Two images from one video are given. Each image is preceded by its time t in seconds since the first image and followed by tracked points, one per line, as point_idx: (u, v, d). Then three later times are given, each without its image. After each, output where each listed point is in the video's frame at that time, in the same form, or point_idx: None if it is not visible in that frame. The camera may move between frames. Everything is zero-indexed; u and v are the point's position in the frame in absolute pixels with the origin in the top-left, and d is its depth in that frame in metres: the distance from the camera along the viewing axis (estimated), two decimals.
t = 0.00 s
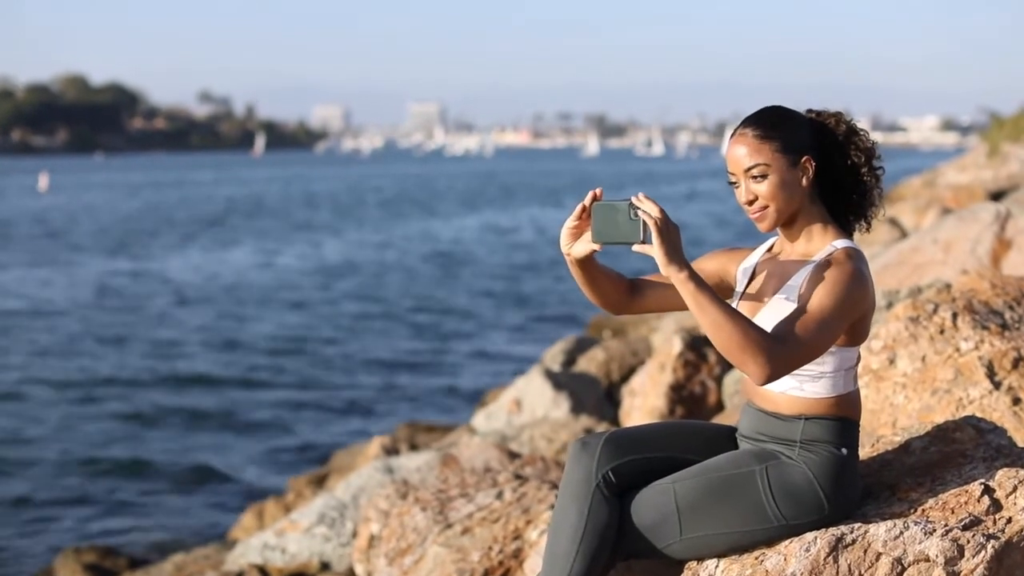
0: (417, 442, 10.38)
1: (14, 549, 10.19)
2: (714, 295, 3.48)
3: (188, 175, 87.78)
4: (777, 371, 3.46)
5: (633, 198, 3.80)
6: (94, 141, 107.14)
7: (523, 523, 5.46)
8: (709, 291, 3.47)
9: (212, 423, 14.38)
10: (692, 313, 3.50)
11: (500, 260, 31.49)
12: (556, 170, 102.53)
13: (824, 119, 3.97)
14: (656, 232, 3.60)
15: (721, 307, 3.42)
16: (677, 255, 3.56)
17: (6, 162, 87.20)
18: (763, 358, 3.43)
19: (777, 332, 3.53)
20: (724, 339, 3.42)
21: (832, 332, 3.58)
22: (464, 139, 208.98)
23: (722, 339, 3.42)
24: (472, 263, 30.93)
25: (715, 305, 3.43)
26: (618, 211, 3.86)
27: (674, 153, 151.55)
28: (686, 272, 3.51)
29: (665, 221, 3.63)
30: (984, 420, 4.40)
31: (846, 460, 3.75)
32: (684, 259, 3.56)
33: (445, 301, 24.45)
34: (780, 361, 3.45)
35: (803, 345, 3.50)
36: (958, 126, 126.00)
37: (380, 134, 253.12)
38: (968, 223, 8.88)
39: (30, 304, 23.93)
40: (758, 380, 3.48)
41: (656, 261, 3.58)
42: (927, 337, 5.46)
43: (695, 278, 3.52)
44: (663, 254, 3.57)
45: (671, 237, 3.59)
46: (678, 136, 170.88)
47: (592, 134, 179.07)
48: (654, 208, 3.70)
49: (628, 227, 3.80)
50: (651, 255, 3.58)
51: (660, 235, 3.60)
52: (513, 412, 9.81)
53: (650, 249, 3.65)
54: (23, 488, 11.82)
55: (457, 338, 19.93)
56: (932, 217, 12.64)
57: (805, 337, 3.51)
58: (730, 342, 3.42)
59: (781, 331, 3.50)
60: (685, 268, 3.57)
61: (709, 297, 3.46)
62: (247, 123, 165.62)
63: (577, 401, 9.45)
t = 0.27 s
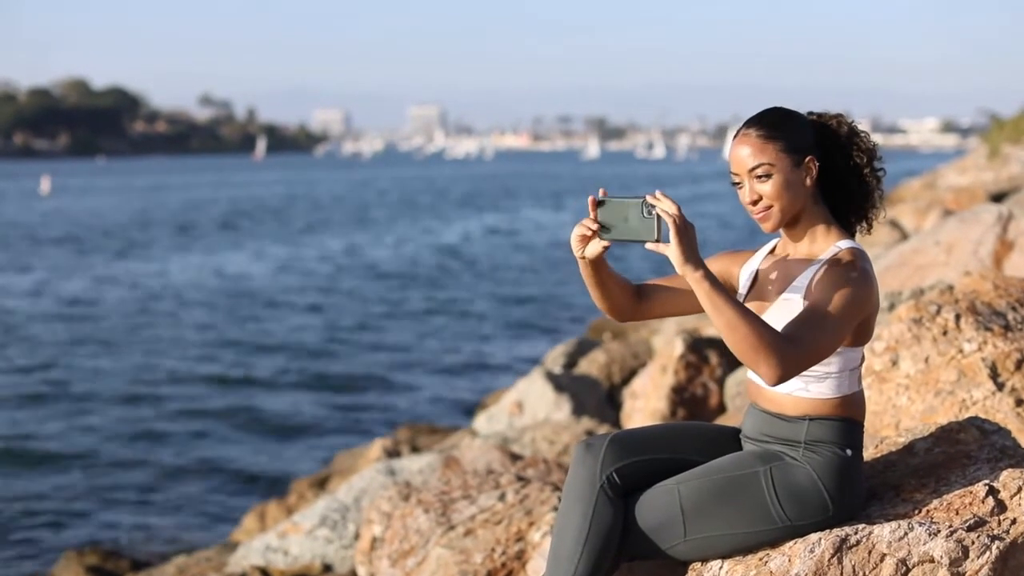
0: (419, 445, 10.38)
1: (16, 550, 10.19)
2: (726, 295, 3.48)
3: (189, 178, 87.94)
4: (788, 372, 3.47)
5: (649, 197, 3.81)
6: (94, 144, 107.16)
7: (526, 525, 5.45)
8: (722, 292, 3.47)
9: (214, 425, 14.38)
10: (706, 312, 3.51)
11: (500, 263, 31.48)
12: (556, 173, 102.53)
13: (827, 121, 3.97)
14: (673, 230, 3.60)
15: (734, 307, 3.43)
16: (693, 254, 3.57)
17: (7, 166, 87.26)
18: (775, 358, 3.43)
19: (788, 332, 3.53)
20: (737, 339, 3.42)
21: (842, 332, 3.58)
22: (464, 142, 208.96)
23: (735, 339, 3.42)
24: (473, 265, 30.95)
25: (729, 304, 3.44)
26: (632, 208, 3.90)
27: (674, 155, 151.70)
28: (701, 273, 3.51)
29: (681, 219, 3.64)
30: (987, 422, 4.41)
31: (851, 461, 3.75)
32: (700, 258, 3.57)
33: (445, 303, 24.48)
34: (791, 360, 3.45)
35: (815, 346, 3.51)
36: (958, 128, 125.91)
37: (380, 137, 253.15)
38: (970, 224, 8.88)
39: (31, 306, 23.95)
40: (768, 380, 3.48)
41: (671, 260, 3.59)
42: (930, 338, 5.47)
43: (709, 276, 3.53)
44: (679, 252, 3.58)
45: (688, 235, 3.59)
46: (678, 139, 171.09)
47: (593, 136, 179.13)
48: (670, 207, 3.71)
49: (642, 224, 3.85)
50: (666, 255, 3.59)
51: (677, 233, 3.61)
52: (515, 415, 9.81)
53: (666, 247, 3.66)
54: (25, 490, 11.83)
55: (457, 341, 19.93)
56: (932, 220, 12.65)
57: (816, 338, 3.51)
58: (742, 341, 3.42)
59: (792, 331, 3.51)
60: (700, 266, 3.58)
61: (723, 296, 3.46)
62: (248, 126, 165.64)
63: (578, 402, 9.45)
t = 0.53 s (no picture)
0: (420, 444, 10.37)
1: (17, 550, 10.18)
2: (735, 293, 3.48)
3: (190, 178, 88.03)
4: (795, 369, 3.47)
5: (659, 194, 3.82)
6: (96, 144, 107.16)
7: (529, 523, 5.43)
8: (730, 289, 3.47)
9: (215, 425, 14.37)
10: (715, 309, 3.51)
11: (501, 263, 31.48)
12: (557, 173, 102.52)
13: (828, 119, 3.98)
14: (684, 227, 3.60)
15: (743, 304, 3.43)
16: (703, 251, 3.57)
17: (8, 166, 87.27)
18: (783, 355, 3.42)
19: (795, 327, 3.53)
20: (745, 337, 3.42)
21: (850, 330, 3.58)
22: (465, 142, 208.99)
23: (743, 336, 3.42)
24: (474, 265, 30.96)
25: (737, 301, 3.44)
26: (639, 203, 3.92)
27: (674, 155, 151.62)
28: (711, 272, 3.52)
29: (691, 216, 3.64)
30: (992, 420, 4.41)
31: (855, 458, 3.74)
32: (710, 255, 3.58)
33: (446, 303, 24.48)
34: (799, 357, 3.44)
35: (823, 342, 3.50)
36: (959, 128, 125.91)
37: (381, 137, 253.21)
38: (973, 224, 8.87)
39: (32, 306, 23.95)
40: (776, 378, 3.47)
41: (683, 256, 3.59)
42: (933, 337, 5.47)
43: (719, 274, 3.53)
44: (690, 248, 3.58)
45: (699, 232, 3.59)
46: (679, 138, 171.14)
47: (593, 136, 179.18)
48: (681, 203, 3.72)
49: (651, 219, 3.88)
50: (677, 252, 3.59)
51: (688, 231, 3.61)
52: (516, 414, 9.81)
53: (675, 241, 3.67)
54: (26, 489, 11.81)
55: (459, 340, 19.93)
56: (933, 219, 12.65)
57: (824, 336, 3.51)
58: (751, 338, 3.42)
59: (798, 327, 3.50)
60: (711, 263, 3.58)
61: (731, 294, 3.46)
62: (248, 126, 165.66)
63: (580, 401, 9.44)
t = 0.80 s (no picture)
0: (420, 440, 10.36)
1: (17, 546, 10.18)
2: (737, 290, 3.48)
3: (189, 174, 88.01)
4: (797, 366, 3.46)
5: (661, 191, 3.82)
6: (96, 140, 107.02)
7: (530, 520, 5.43)
8: (733, 286, 3.47)
9: (215, 421, 14.37)
10: (717, 306, 3.51)
11: (501, 259, 31.45)
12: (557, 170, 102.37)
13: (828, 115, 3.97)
14: (687, 223, 3.60)
15: (745, 301, 3.43)
16: (706, 248, 3.57)
17: (7, 162, 87.13)
18: (784, 353, 3.42)
19: (797, 324, 3.53)
20: (747, 333, 3.42)
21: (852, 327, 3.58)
22: (465, 138, 208.89)
23: (745, 333, 3.42)
24: (474, 262, 30.94)
25: (739, 299, 3.45)
26: (641, 199, 3.93)
27: (675, 152, 151.55)
28: (713, 269, 3.52)
29: (693, 213, 3.64)
30: (994, 417, 4.41)
31: (856, 454, 3.74)
32: (712, 252, 3.58)
33: (446, 299, 24.47)
34: (800, 353, 3.44)
35: (824, 339, 3.50)
36: (959, 126, 125.82)
37: (381, 134, 253.03)
38: (974, 221, 8.87)
39: (31, 302, 23.92)
40: (778, 375, 3.47)
41: (685, 254, 3.59)
42: (935, 333, 5.46)
43: (721, 271, 3.53)
44: (693, 246, 3.59)
45: (701, 229, 3.59)
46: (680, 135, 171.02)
47: (593, 133, 179.01)
48: (683, 200, 3.72)
49: (653, 216, 3.88)
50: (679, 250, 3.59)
51: (691, 227, 3.61)
52: (517, 410, 9.81)
53: (677, 238, 3.67)
54: (27, 485, 11.81)
55: (460, 337, 19.93)
56: (934, 216, 12.64)
57: (825, 334, 3.51)
58: (752, 336, 3.42)
59: (799, 324, 3.49)
60: (713, 260, 3.58)
61: (733, 291, 3.46)
62: (248, 122, 165.47)
63: (580, 398, 9.44)
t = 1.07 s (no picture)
0: (421, 435, 10.35)
1: (17, 540, 10.18)
2: (738, 284, 3.49)
3: (190, 168, 87.98)
4: (798, 360, 3.46)
5: (662, 186, 3.82)
6: (98, 135, 106.97)
7: (531, 515, 5.43)
8: (734, 282, 3.48)
9: (216, 415, 14.37)
10: (717, 301, 3.51)
11: (502, 255, 31.44)
12: (559, 166, 102.31)
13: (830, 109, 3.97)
14: (687, 218, 3.60)
15: (745, 298, 3.44)
16: (706, 243, 3.57)
17: (10, 156, 87.09)
18: (786, 349, 3.42)
19: (797, 319, 3.53)
20: (748, 329, 3.43)
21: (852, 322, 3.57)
22: (467, 134, 208.80)
23: (746, 328, 3.43)
24: (475, 257, 30.94)
25: (739, 294, 3.45)
26: (641, 195, 3.93)
27: (676, 147, 151.45)
28: (714, 264, 3.52)
29: (692, 207, 3.64)
30: (996, 413, 4.41)
31: (858, 448, 3.74)
32: (713, 247, 3.58)
33: (447, 294, 24.47)
34: (802, 349, 3.44)
35: (824, 334, 3.50)
36: (962, 123, 125.60)
37: (382, 129, 252.91)
38: (976, 217, 8.85)
39: (32, 296, 23.91)
40: (778, 371, 3.47)
41: (685, 249, 3.59)
42: (936, 329, 5.46)
43: (720, 266, 3.53)
44: (693, 241, 3.58)
45: (701, 225, 3.59)
46: (681, 131, 170.90)
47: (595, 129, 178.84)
48: (682, 195, 3.72)
49: (653, 211, 3.89)
50: (680, 245, 3.59)
51: (691, 223, 3.61)
52: (518, 405, 9.82)
53: (678, 234, 3.67)
54: (27, 479, 11.81)
55: (461, 332, 19.92)
56: (936, 212, 12.62)
57: (826, 328, 3.50)
58: (753, 332, 3.42)
59: (799, 319, 3.49)
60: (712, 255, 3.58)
61: (735, 287, 3.46)
62: (250, 117, 165.34)
63: (582, 393, 9.44)
